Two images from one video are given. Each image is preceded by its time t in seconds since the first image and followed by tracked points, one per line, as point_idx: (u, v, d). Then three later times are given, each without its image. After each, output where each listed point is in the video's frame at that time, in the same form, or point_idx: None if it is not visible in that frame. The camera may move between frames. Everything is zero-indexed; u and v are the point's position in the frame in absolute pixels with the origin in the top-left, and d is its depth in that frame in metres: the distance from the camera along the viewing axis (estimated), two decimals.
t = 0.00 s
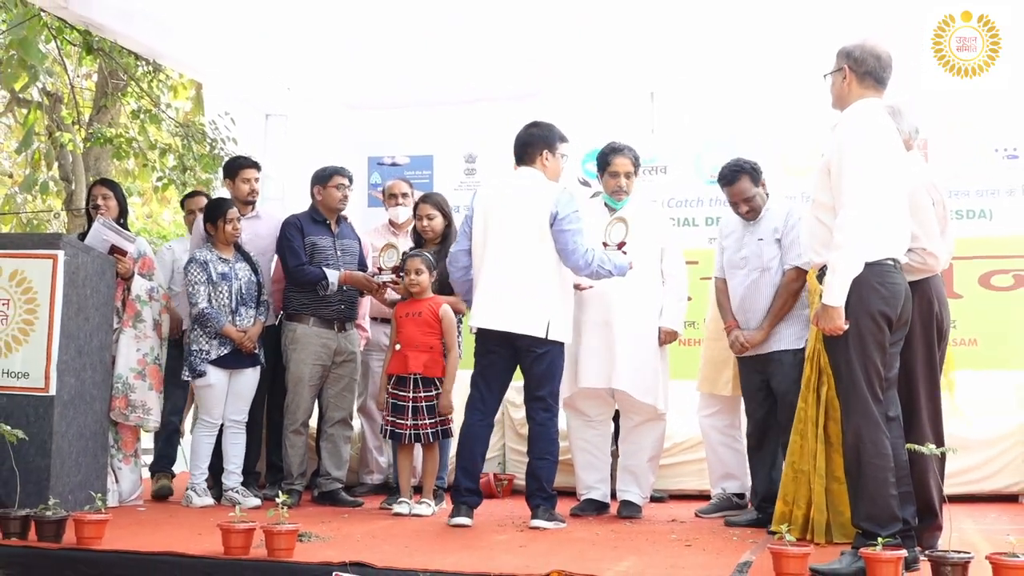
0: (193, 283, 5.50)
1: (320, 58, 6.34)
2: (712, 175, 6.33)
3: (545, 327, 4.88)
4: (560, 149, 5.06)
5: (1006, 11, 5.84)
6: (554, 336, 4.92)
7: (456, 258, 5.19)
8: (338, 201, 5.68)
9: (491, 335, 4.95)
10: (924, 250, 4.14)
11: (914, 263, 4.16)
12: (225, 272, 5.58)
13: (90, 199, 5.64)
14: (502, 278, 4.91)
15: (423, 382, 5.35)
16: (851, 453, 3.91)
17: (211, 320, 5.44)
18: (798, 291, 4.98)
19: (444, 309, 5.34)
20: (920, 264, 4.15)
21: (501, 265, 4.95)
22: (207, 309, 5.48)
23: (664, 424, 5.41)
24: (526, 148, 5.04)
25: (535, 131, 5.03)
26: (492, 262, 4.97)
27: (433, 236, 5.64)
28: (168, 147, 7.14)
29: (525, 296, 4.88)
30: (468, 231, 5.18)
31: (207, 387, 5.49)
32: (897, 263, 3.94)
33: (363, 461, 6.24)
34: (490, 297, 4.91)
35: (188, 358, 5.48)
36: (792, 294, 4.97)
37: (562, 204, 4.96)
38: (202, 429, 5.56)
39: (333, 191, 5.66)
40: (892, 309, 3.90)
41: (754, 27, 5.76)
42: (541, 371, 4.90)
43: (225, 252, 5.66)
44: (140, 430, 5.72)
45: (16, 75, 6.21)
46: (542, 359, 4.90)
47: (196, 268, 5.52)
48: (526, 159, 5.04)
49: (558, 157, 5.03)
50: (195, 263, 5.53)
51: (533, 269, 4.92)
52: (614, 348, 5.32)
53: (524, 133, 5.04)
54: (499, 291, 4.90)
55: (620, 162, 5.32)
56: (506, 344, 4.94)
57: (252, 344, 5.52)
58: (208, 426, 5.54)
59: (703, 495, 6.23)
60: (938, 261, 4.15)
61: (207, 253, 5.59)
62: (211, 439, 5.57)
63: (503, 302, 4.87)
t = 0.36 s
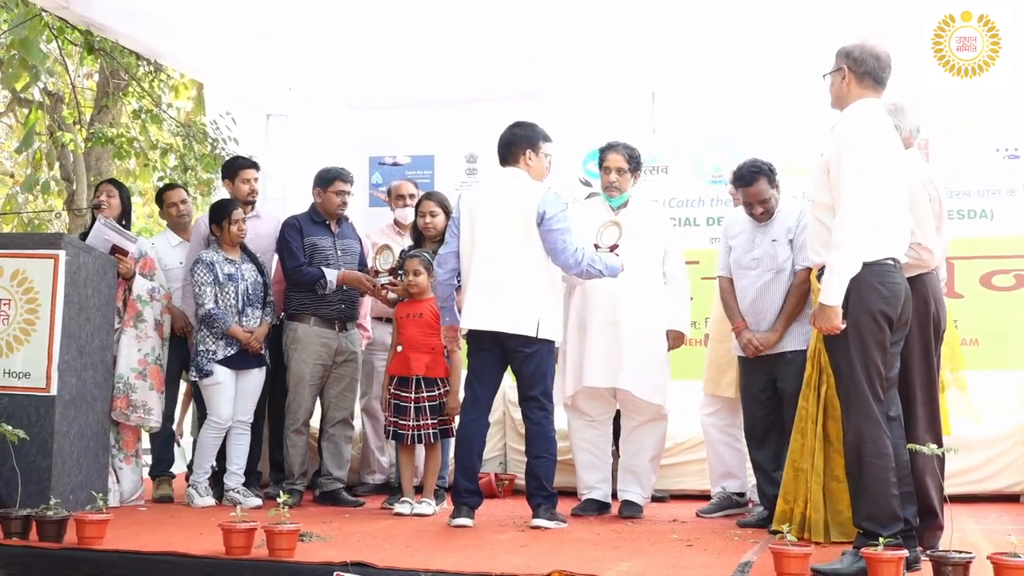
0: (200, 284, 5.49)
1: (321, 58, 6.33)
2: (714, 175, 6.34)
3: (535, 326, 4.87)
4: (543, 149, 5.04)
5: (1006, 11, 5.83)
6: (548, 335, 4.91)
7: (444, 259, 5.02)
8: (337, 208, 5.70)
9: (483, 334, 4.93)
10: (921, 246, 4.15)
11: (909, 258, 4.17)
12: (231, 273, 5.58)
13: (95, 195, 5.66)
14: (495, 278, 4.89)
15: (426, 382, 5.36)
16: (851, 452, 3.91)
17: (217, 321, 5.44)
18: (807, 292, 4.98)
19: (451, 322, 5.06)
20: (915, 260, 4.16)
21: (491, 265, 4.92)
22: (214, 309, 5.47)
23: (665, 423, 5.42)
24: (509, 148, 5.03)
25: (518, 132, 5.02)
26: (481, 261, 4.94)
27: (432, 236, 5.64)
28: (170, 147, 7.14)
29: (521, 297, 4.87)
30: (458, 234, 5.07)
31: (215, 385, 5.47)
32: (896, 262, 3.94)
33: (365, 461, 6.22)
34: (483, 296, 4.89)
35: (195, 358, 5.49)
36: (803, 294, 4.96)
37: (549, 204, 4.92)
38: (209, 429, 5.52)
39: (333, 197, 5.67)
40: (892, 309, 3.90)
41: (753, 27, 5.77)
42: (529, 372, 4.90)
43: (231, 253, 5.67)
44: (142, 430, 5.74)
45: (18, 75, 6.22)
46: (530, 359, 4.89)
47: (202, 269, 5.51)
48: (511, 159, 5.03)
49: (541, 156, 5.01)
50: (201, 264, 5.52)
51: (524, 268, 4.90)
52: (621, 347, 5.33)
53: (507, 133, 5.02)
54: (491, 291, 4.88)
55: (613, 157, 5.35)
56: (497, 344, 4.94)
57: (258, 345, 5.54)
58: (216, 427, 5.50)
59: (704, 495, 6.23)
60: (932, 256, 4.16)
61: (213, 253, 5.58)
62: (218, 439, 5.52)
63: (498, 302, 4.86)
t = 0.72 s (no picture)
0: (209, 285, 5.50)
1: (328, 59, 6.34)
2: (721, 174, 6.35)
3: (533, 327, 4.88)
4: (537, 147, 5.01)
5: (1005, 12, 5.83)
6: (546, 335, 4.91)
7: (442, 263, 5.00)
8: (343, 208, 5.72)
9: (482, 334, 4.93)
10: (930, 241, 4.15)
11: (919, 257, 4.16)
12: (240, 274, 5.59)
13: (107, 196, 5.69)
14: (491, 277, 4.88)
15: (436, 383, 5.40)
16: (860, 453, 3.89)
17: (227, 322, 5.45)
18: (818, 290, 4.94)
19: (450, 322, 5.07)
20: (925, 258, 4.15)
21: (488, 265, 4.91)
22: (223, 310, 5.48)
23: (674, 424, 5.41)
24: (501, 151, 5.01)
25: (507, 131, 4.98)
26: (478, 262, 4.92)
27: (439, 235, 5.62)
28: (179, 147, 7.17)
29: (523, 296, 4.88)
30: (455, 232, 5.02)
31: (223, 384, 5.48)
32: (903, 262, 3.93)
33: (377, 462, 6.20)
34: (479, 298, 4.87)
35: (202, 359, 5.49)
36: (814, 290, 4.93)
37: (547, 206, 4.91)
38: (220, 428, 5.52)
39: (339, 197, 5.70)
40: (899, 308, 3.89)
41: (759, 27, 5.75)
42: (534, 372, 4.91)
43: (240, 253, 5.68)
44: (151, 431, 5.74)
45: (28, 76, 6.25)
46: (532, 360, 4.91)
47: (212, 270, 5.52)
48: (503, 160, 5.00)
49: (535, 156, 4.97)
50: (210, 265, 5.53)
51: (525, 269, 4.90)
52: (627, 349, 5.32)
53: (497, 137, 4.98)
54: (486, 292, 4.87)
55: (617, 154, 5.39)
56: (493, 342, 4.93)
57: (267, 346, 5.55)
58: (228, 426, 5.51)
59: (714, 495, 6.23)
60: (942, 254, 4.15)
61: (222, 253, 5.59)
62: (230, 438, 5.52)
63: (495, 301, 4.85)
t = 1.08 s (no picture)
0: (213, 283, 5.49)
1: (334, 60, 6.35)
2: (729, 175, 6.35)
3: (524, 325, 4.85)
4: (535, 148, 5.00)
5: (1005, 12, 5.81)
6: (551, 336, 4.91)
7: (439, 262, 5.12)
8: (344, 208, 5.72)
9: (487, 334, 4.93)
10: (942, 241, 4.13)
11: (931, 258, 4.14)
12: (243, 272, 5.60)
13: (115, 197, 5.69)
14: (490, 275, 4.89)
15: (444, 383, 5.41)
16: (869, 454, 3.88)
17: (233, 321, 5.45)
18: (822, 289, 4.81)
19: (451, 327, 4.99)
20: (938, 258, 4.13)
21: (484, 264, 4.92)
22: (229, 309, 5.48)
23: (681, 424, 5.41)
24: (499, 153, 5.03)
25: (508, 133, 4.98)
26: (473, 260, 4.94)
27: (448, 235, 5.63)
28: (187, 148, 7.19)
29: (524, 295, 4.89)
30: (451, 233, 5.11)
31: (225, 384, 5.50)
32: (911, 262, 3.91)
33: (383, 461, 6.21)
34: (474, 296, 4.88)
35: (207, 358, 5.49)
36: (818, 291, 4.81)
37: (539, 205, 4.90)
38: (222, 428, 5.55)
39: (339, 197, 5.70)
40: (906, 308, 3.87)
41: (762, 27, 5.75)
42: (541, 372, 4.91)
43: (241, 251, 5.68)
44: (160, 431, 5.73)
45: (36, 77, 6.28)
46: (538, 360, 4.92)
47: (215, 269, 5.52)
48: (501, 161, 5.03)
49: (533, 157, 4.97)
50: (214, 263, 5.53)
51: (528, 269, 4.91)
52: (629, 349, 5.32)
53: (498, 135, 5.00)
54: (485, 291, 4.87)
55: (623, 153, 5.34)
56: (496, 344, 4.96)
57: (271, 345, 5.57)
58: (229, 425, 5.54)
59: (722, 495, 6.22)
60: (955, 255, 4.13)
61: (225, 252, 5.59)
62: (232, 437, 5.56)
63: (493, 301, 4.85)
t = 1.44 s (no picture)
0: (221, 283, 5.51)
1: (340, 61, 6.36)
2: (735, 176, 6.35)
3: (539, 328, 4.87)
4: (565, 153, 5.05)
5: (1003, 13, 5.84)
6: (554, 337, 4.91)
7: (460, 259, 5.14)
8: (344, 206, 5.72)
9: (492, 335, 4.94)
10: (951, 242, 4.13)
11: (938, 258, 4.14)
12: (250, 272, 5.60)
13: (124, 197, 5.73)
14: (509, 277, 4.92)
15: (449, 382, 5.39)
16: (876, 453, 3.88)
17: (240, 322, 5.47)
18: (824, 289, 4.72)
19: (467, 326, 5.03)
20: (945, 259, 4.13)
21: (502, 265, 4.96)
22: (236, 310, 5.50)
23: (689, 424, 5.40)
24: (527, 153, 5.07)
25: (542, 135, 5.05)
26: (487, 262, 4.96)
27: (453, 235, 5.64)
28: (195, 148, 7.20)
29: (538, 295, 4.90)
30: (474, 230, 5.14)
31: (235, 384, 5.51)
32: (918, 262, 3.91)
33: (389, 460, 6.21)
34: (492, 296, 4.92)
35: (215, 358, 5.51)
36: (819, 291, 4.72)
37: (560, 208, 4.92)
38: (229, 428, 5.56)
39: (339, 195, 5.71)
40: (913, 308, 3.87)
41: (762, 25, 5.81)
42: (546, 373, 4.92)
43: (249, 251, 5.69)
44: (168, 431, 5.76)
45: (44, 78, 6.31)
46: (544, 360, 4.92)
47: (223, 269, 5.53)
48: (527, 163, 5.07)
49: (560, 161, 5.03)
50: (221, 263, 5.54)
51: (535, 271, 4.92)
52: (635, 348, 5.33)
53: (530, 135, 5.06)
54: (496, 290, 4.92)
55: (634, 156, 5.37)
56: (505, 345, 4.99)
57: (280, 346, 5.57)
58: (235, 425, 5.54)
59: (729, 495, 6.23)
60: (962, 255, 4.13)
61: (231, 253, 5.59)
62: (239, 437, 5.57)
63: (509, 299, 4.89)
